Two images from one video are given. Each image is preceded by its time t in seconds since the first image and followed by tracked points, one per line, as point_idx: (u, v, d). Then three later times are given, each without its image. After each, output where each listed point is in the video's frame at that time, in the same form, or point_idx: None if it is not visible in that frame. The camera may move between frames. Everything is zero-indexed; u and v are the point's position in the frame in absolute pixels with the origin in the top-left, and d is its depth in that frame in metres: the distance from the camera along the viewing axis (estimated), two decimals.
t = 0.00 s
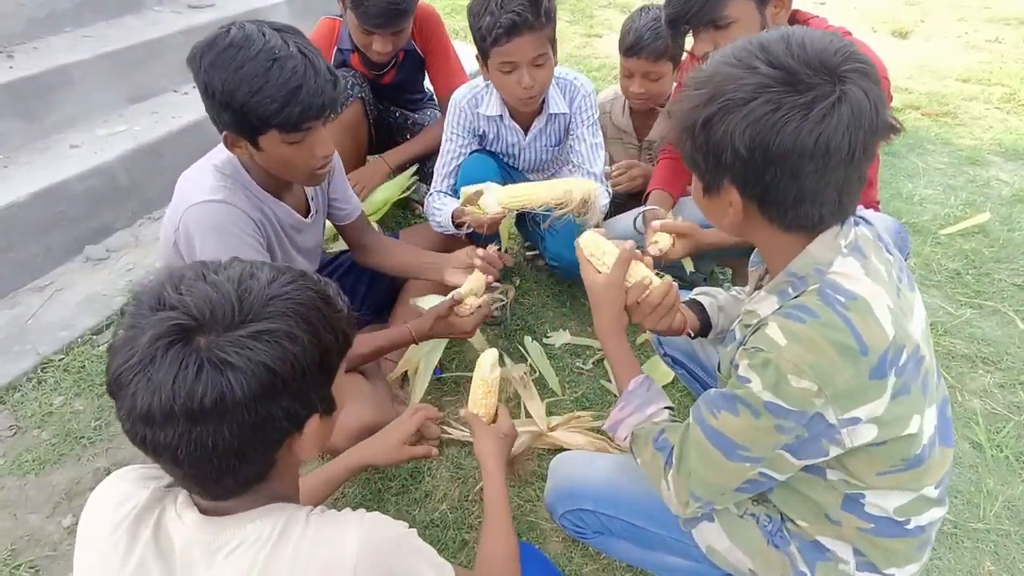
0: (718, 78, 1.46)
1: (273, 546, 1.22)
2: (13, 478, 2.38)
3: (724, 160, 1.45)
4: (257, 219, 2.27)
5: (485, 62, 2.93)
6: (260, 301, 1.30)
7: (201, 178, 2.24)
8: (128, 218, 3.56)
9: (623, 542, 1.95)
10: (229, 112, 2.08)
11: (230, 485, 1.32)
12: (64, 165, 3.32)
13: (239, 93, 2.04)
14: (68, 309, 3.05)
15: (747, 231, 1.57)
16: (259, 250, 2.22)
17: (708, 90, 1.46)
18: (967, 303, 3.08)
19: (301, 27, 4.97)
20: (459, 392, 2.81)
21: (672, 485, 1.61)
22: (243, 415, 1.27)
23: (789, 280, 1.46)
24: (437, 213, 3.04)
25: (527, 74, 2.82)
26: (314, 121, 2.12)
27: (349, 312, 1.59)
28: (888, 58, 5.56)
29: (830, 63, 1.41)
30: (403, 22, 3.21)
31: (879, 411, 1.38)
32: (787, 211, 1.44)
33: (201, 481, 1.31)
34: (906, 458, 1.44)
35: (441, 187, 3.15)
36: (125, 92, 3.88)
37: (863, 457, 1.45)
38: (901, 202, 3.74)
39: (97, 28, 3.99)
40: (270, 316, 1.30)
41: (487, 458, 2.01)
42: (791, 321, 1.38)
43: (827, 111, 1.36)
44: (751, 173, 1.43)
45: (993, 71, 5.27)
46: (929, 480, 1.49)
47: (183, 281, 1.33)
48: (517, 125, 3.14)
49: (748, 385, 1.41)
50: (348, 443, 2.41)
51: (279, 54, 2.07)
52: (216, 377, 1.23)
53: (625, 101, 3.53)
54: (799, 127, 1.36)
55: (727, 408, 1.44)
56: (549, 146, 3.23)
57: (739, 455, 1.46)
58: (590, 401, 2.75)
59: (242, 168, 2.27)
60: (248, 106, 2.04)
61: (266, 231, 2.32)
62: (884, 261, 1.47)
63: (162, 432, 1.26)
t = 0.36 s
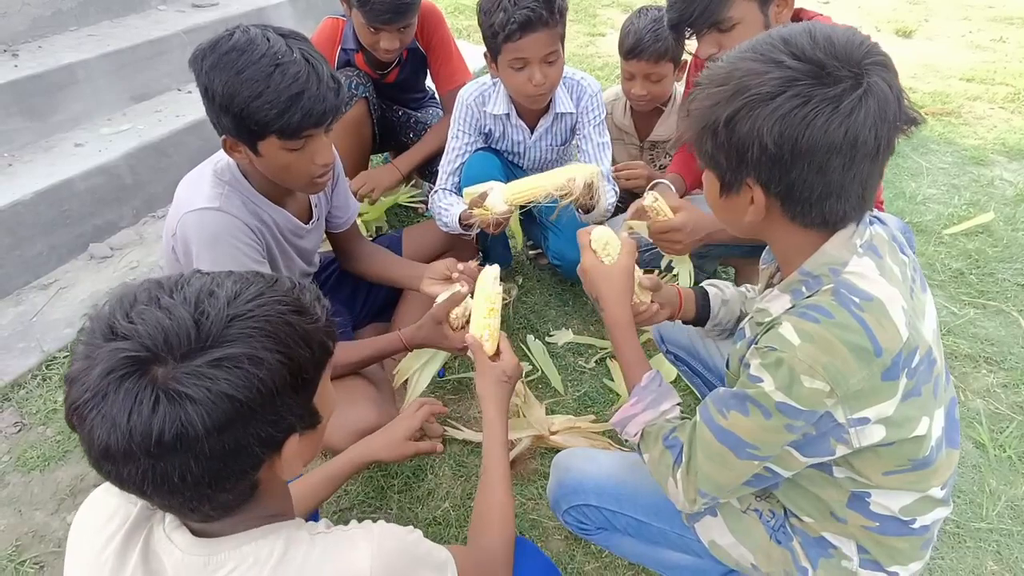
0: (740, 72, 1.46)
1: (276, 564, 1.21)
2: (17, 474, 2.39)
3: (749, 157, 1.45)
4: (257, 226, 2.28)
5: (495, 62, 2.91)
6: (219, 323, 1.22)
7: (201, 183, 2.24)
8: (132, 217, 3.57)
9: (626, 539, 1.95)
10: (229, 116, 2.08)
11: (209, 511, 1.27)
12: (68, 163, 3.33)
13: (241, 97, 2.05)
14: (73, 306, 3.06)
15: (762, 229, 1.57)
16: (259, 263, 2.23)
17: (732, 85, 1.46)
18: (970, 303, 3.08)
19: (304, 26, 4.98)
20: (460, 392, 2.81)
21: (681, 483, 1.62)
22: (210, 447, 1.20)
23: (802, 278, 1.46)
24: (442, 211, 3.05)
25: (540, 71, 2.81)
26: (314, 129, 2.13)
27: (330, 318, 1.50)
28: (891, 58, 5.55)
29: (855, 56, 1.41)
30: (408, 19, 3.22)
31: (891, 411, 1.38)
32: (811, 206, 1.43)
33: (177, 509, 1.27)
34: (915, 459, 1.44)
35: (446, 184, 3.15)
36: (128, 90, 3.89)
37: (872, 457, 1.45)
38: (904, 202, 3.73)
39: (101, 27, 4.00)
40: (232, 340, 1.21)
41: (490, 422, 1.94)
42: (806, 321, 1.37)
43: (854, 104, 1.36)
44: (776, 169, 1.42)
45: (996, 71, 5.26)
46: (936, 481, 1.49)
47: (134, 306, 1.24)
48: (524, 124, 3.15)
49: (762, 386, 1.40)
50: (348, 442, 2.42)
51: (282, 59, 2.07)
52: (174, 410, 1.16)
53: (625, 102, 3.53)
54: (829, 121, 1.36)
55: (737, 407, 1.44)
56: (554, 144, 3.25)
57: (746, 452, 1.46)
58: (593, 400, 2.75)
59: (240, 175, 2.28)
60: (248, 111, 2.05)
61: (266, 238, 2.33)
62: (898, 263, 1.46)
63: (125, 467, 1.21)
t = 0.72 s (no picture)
0: (762, 59, 1.47)
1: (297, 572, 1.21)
2: (18, 473, 2.40)
3: (783, 139, 1.41)
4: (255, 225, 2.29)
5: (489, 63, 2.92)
6: (236, 320, 1.23)
7: (195, 185, 2.24)
8: (132, 215, 3.58)
9: (627, 540, 1.95)
10: (231, 114, 2.07)
11: (218, 513, 1.28)
12: (69, 162, 3.34)
13: (246, 94, 2.04)
14: (73, 306, 3.07)
15: (774, 226, 1.55)
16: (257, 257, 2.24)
17: (758, 72, 1.46)
18: (969, 303, 3.08)
19: (305, 26, 4.98)
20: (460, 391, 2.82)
21: (669, 465, 1.63)
22: (224, 443, 1.21)
23: (796, 271, 1.48)
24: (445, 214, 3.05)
25: (532, 73, 2.82)
26: (319, 123, 2.14)
27: (344, 320, 1.52)
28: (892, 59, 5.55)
29: (860, 47, 1.46)
30: (399, 25, 3.23)
31: (881, 407, 1.37)
32: (844, 184, 1.43)
33: (189, 509, 1.27)
34: (906, 457, 1.44)
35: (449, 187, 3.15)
36: (129, 90, 3.89)
37: (862, 454, 1.45)
38: (903, 202, 3.74)
39: (102, 27, 4.00)
40: (248, 337, 1.23)
41: (494, 420, 1.96)
42: (791, 310, 1.38)
43: (877, 79, 1.42)
44: (811, 149, 1.40)
45: (996, 71, 5.26)
46: (930, 483, 1.48)
47: (152, 302, 1.26)
48: (522, 125, 3.15)
49: (745, 371, 1.42)
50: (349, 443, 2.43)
51: (286, 56, 2.08)
52: (188, 406, 1.17)
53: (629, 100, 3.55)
54: (865, 93, 1.39)
55: (722, 392, 1.45)
56: (553, 144, 3.27)
57: (731, 439, 1.46)
58: (593, 399, 2.75)
59: (236, 176, 2.27)
60: (253, 108, 2.04)
61: (265, 236, 2.34)
62: (897, 266, 1.45)
63: (138, 463, 1.22)
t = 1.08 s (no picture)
0: (765, 81, 1.50)
1: None
2: (9, 494, 2.37)
3: (786, 159, 1.44)
4: (255, 247, 2.30)
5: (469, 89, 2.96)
6: (271, 322, 1.32)
7: (194, 208, 2.25)
8: (130, 234, 3.58)
9: (625, 555, 1.93)
10: (230, 138, 2.10)
11: (235, 515, 1.31)
12: (68, 182, 3.35)
13: (243, 119, 2.06)
14: (69, 324, 3.06)
15: (775, 243, 1.56)
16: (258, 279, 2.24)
17: (762, 92, 1.49)
18: (964, 320, 3.09)
19: (305, 48, 5.05)
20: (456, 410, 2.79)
21: (673, 488, 1.62)
22: (251, 440, 1.26)
23: (793, 290, 1.48)
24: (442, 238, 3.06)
25: (507, 99, 2.84)
26: (314, 154, 2.15)
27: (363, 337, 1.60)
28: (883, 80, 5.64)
29: (857, 72, 1.50)
30: (398, 54, 3.30)
31: (880, 424, 1.38)
32: (843, 206, 1.44)
33: (207, 509, 1.30)
34: (905, 473, 1.43)
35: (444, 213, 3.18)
36: (129, 110, 3.93)
37: (865, 471, 1.44)
38: (897, 220, 3.77)
39: (103, 49, 4.05)
40: (281, 337, 1.31)
41: (485, 442, 1.94)
42: (789, 330, 1.38)
43: (878, 105, 1.45)
44: (813, 170, 1.43)
45: (985, 92, 5.35)
46: (930, 500, 1.48)
47: (192, 303, 1.35)
48: (508, 147, 3.17)
49: (747, 394, 1.41)
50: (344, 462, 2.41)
51: (286, 83, 2.11)
52: (222, 399, 1.24)
53: (627, 117, 3.58)
54: (865, 118, 1.42)
55: (724, 413, 1.45)
56: (543, 164, 3.27)
57: (735, 460, 1.46)
58: (589, 418, 2.74)
59: (236, 198, 2.29)
60: (250, 133, 2.06)
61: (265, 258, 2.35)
62: (893, 282, 1.46)
63: (167, 456, 1.26)
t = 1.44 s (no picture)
0: (751, 106, 1.51)
1: None
2: (3, 512, 2.35)
3: (771, 185, 1.45)
4: (250, 262, 2.31)
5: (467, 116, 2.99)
6: (281, 324, 1.35)
7: (194, 221, 2.28)
8: (127, 250, 3.59)
9: (633, 565, 1.92)
10: (230, 140, 2.11)
11: (241, 518, 1.31)
12: (66, 199, 3.37)
13: (246, 120, 2.08)
14: (65, 341, 3.05)
15: (764, 261, 1.58)
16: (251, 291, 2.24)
17: (748, 119, 1.49)
18: (959, 331, 3.10)
19: (303, 66, 5.10)
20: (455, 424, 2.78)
21: (660, 494, 1.61)
22: (258, 439, 1.27)
23: (789, 307, 1.48)
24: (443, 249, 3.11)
25: (513, 119, 2.89)
26: (315, 150, 2.18)
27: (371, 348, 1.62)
28: (874, 95, 5.72)
29: (842, 97, 1.50)
30: (398, 77, 3.33)
31: (875, 433, 1.39)
32: (827, 228, 1.46)
33: (213, 511, 1.31)
34: (907, 480, 1.44)
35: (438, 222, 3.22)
36: (128, 127, 3.95)
37: (867, 480, 1.44)
38: (891, 233, 3.80)
39: (103, 68, 4.09)
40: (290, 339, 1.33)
41: (492, 455, 1.94)
42: (789, 345, 1.39)
43: (863, 132, 1.46)
44: (798, 196, 1.44)
45: (975, 107, 5.42)
46: (934, 507, 1.48)
47: (207, 305, 1.39)
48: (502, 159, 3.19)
49: (746, 406, 1.41)
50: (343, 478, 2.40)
51: (286, 85, 2.13)
52: (232, 398, 1.26)
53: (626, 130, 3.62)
54: (848, 145, 1.43)
55: (723, 420, 1.45)
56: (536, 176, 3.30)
57: (730, 468, 1.46)
58: (587, 431, 2.73)
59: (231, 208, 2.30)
60: (254, 132, 2.08)
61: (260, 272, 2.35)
62: (884, 293, 1.49)
63: (177, 454, 1.28)
